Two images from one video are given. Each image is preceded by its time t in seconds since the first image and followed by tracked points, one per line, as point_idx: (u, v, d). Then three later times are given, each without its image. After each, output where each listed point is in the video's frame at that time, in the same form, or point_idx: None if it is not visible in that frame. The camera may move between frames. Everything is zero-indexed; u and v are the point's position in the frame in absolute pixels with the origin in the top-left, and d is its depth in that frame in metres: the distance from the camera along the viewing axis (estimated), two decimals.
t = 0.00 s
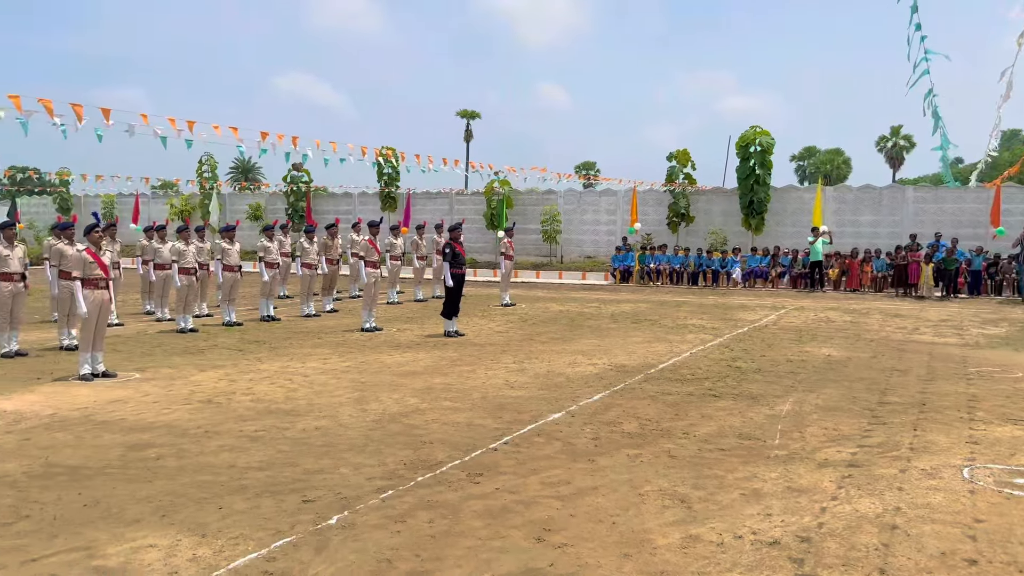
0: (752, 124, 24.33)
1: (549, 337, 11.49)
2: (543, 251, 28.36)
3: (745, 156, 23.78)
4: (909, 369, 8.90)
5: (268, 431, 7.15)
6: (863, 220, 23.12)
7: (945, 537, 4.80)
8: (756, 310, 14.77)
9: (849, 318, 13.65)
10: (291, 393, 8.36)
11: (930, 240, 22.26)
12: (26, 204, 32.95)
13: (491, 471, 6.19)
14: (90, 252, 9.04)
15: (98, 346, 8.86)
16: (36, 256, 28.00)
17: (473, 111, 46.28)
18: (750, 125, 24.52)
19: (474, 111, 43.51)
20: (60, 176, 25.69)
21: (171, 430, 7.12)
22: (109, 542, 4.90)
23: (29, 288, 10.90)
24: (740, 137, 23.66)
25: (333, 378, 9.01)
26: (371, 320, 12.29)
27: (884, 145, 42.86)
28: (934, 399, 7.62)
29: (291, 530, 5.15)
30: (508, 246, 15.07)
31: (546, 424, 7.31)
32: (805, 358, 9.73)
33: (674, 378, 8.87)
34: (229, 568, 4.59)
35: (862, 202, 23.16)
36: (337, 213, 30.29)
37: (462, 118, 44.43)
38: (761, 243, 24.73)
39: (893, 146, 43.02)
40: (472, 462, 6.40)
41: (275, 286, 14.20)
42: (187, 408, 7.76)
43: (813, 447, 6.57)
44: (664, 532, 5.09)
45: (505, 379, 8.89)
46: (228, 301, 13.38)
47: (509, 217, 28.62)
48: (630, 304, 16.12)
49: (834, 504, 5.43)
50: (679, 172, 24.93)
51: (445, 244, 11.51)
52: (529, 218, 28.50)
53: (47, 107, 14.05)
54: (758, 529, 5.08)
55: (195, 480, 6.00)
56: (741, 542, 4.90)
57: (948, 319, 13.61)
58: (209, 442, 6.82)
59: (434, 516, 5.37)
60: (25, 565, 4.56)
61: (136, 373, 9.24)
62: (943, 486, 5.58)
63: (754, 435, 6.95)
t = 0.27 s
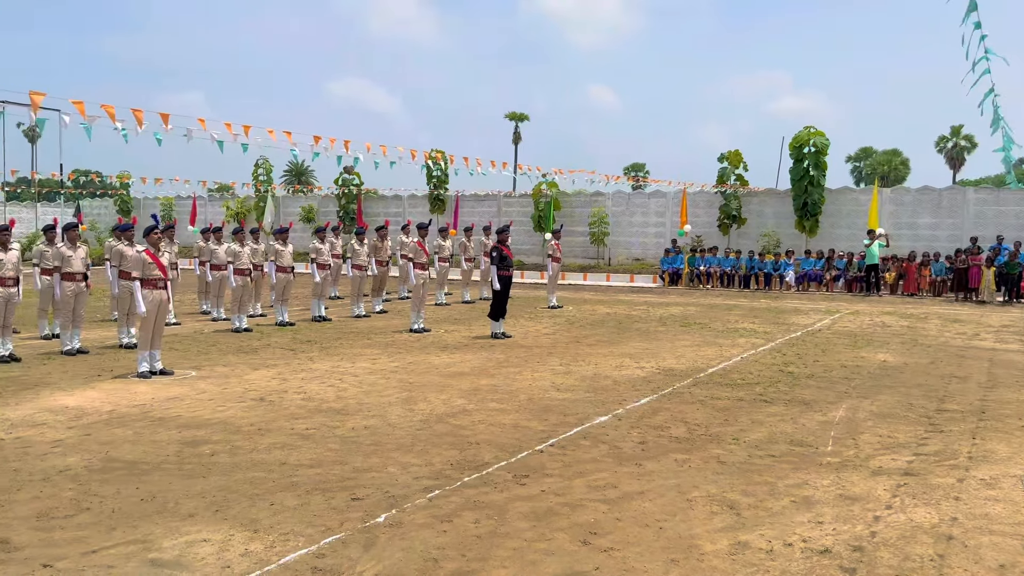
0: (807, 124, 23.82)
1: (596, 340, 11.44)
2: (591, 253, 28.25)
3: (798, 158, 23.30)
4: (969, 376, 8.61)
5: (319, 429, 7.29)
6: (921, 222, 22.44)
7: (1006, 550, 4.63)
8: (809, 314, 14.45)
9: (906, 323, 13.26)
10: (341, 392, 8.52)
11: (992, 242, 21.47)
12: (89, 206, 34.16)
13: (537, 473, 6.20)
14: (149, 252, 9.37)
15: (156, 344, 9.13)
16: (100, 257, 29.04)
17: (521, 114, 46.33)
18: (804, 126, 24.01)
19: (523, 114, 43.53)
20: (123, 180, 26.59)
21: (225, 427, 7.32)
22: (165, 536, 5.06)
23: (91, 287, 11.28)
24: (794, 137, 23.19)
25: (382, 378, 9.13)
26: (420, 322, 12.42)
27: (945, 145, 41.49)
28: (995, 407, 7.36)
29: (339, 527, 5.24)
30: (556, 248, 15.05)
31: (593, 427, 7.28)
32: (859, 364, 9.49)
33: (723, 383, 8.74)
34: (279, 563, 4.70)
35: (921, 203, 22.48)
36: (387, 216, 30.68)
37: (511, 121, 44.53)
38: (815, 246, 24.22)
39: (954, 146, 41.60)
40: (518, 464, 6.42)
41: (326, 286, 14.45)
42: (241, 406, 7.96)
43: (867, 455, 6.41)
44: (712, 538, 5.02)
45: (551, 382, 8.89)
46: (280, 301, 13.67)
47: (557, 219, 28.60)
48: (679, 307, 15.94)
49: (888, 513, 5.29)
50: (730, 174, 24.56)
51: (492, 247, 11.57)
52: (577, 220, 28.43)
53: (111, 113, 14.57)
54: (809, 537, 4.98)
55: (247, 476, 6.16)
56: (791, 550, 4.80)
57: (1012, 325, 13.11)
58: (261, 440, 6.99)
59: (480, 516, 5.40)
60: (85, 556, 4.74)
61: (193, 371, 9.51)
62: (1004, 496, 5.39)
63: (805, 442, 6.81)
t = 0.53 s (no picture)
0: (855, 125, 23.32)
1: (638, 343, 11.37)
2: (633, 256, 28.08)
3: (846, 159, 22.83)
4: None
5: (362, 429, 7.39)
6: (975, 225, 21.77)
7: None
8: (856, 319, 14.14)
9: (958, 328, 12.88)
10: (384, 393, 8.62)
11: None
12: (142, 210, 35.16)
13: (579, 476, 6.19)
14: (199, 255, 9.65)
15: (205, 344, 9.35)
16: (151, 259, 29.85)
17: (563, 117, 46.30)
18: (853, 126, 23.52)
19: (565, 116, 43.47)
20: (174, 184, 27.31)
21: (271, 426, 7.47)
22: (213, 532, 5.18)
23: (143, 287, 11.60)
24: (842, 138, 22.72)
25: (424, 379, 9.21)
26: (461, 324, 12.49)
27: (1000, 146, 40.18)
28: None
29: (383, 526, 5.31)
30: (598, 251, 14.99)
31: (635, 432, 7.24)
32: (909, 370, 9.26)
33: (768, 388, 8.62)
34: (324, 561, 4.78)
35: (975, 206, 21.81)
36: (430, 218, 30.95)
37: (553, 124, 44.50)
38: (864, 249, 23.69)
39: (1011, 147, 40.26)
40: (560, 466, 6.41)
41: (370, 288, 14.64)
42: (287, 406, 8.11)
43: (917, 463, 6.26)
44: (756, 545, 4.96)
45: (593, 385, 8.86)
46: (325, 303, 13.90)
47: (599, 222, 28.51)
48: (723, 311, 15.75)
49: (939, 522, 5.15)
50: (776, 176, 24.18)
51: (533, 249, 11.58)
52: (619, 222, 28.30)
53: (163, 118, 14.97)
54: (856, 545, 4.88)
55: (293, 475, 6.27)
56: (837, 558, 4.71)
57: None
58: (306, 439, 7.11)
59: (522, 518, 5.42)
60: (137, 550, 4.88)
61: (240, 370, 9.73)
62: None
63: (853, 449, 6.68)
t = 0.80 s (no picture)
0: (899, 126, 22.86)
1: (675, 347, 11.28)
2: (670, 259, 27.87)
3: (889, 161, 22.38)
4: None
5: (400, 431, 7.45)
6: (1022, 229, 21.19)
7: None
8: (899, 324, 13.84)
9: (1006, 334, 12.53)
10: (421, 395, 8.68)
11: None
12: (184, 213, 35.92)
13: (616, 481, 6.16)
14: (241, 257, 9.82)
15: (247, 346, 9.51)
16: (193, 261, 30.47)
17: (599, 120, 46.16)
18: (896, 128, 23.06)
19: (602, 119, 43.29)
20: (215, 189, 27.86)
21: (311, 426, 7.57)
22: (254, 531, 5.27)
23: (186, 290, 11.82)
24: (884, 140, 22.27)
25: (460, 382, 9.25)
26: (497, 326, 12.52)
27: None
28: None
29: (420, 527, 5.34)
30: (634, 254, 14.90)
31: (672, 436, 7.19)
32: (954, 376, 9.05)
33: (809, 394, 8.48)
34: (362, 560, 4.83)
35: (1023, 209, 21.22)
36: (466, 222, 31.10)
37: (589, 127, 44.38)
38: (907, 253, 23.17)
39: None
40: (597, 470, 6.39)
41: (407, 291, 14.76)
42: (326, 407, 8.22)
43: (963, 470, 6.11)
44: (797, 552, 4.88)
45: (630, 389, 8.81)
46: (363, 305, 14.05)
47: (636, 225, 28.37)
48: (762, 315, 15.55)
49: (986, 531, 5.02)
50: (816, 178, 23.86)
51: (569, 252, 11.57)
52: (655, 225, 28.12)
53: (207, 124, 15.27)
54: (899, 554, 4.78)
55: (332, 475, 6.34)
56: (880, 567, 4.62)
57: None
58: (345, 440, 7.19)
59: (559, 521, 5.41)
60: (180, 548, 4.98)
61: (280, 372, 9.89)
62: None
63: (896, 456, 6.54)
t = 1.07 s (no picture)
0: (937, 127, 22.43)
1: (708, 351, 11.17)
2: (701, 263, 27.65)
3: (926, 163, 21.99)
4: None
5: (432, 432, 7.47)
6: None
7: None
8: (936, 328, 13.57)
9: None
10: (452, 397, 8.70)
11: None
12: (218, 217, 36.48)
13: (649, 486, 6.11)
14: (276, 260, 9.91)
15: (280, 348, 9.62)
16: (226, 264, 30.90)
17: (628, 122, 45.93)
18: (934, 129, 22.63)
19: (632, 121, 43.06)
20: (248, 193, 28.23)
21: (344, 428, 7.62)
22: (289, 531, 5.31)
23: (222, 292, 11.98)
24: (921, 141, 21.90)
25: (492, 384, 9.25)
26: (527, 329, 12.52)
27: None
28: None
29: (453, 530, 5.35)
30: (665, 257, 14.80)
31: (706, 441, 7.12)
32: (995, 381, 8.84)
33: (845, 399, 8.35)
34: (396, 562, 4.84)
35: None
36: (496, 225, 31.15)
37: (619, 130, 44.19)
38: (944, 256, 22.73)
39: None
40: (630, 475, 6.35)
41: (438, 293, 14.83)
42: (358, 408, 8.27)
43: (1005, 478, 5.97)
44: (834, 559, 4.81)
45: (662, 393, 8.74)
46: (395, 308, 14.13)
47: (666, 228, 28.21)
48: (795, 319, 15.35)
49: None
50: (852, 180, 23.50)
51: (599, 255, 11.53)
52: (687, 228, 27.93)
53: (243, 128, 15.46)
54: (940, 562, 4.69)
55: (365, 476, 6.38)
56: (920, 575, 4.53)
57: None
58: (377, 441, 7.23)
59: (592, 526, 5.38)
60: (216, 547, 5.04)
61: (313, 373, 9.98)
62: None
63: (935, 462, 6.42)
